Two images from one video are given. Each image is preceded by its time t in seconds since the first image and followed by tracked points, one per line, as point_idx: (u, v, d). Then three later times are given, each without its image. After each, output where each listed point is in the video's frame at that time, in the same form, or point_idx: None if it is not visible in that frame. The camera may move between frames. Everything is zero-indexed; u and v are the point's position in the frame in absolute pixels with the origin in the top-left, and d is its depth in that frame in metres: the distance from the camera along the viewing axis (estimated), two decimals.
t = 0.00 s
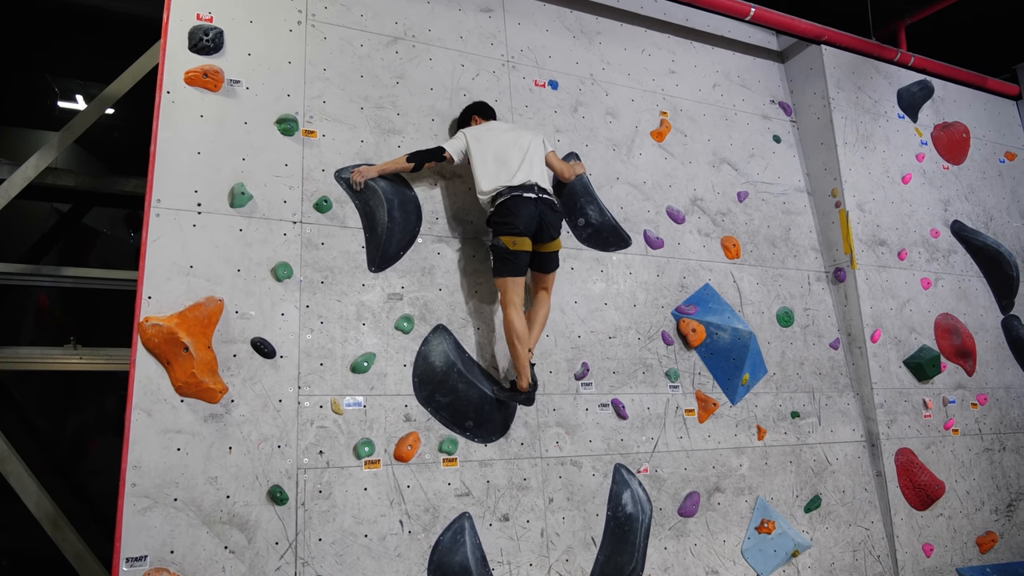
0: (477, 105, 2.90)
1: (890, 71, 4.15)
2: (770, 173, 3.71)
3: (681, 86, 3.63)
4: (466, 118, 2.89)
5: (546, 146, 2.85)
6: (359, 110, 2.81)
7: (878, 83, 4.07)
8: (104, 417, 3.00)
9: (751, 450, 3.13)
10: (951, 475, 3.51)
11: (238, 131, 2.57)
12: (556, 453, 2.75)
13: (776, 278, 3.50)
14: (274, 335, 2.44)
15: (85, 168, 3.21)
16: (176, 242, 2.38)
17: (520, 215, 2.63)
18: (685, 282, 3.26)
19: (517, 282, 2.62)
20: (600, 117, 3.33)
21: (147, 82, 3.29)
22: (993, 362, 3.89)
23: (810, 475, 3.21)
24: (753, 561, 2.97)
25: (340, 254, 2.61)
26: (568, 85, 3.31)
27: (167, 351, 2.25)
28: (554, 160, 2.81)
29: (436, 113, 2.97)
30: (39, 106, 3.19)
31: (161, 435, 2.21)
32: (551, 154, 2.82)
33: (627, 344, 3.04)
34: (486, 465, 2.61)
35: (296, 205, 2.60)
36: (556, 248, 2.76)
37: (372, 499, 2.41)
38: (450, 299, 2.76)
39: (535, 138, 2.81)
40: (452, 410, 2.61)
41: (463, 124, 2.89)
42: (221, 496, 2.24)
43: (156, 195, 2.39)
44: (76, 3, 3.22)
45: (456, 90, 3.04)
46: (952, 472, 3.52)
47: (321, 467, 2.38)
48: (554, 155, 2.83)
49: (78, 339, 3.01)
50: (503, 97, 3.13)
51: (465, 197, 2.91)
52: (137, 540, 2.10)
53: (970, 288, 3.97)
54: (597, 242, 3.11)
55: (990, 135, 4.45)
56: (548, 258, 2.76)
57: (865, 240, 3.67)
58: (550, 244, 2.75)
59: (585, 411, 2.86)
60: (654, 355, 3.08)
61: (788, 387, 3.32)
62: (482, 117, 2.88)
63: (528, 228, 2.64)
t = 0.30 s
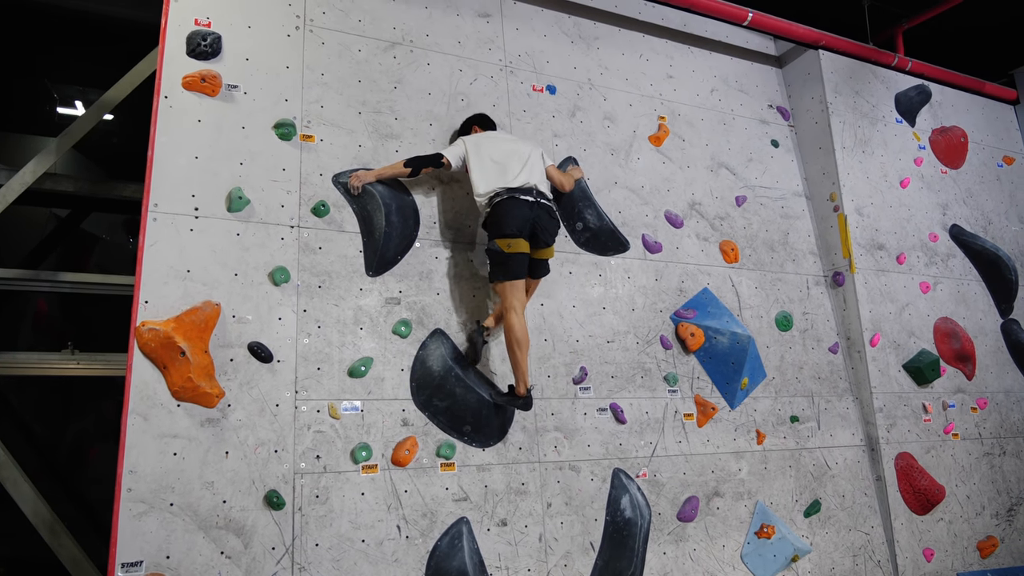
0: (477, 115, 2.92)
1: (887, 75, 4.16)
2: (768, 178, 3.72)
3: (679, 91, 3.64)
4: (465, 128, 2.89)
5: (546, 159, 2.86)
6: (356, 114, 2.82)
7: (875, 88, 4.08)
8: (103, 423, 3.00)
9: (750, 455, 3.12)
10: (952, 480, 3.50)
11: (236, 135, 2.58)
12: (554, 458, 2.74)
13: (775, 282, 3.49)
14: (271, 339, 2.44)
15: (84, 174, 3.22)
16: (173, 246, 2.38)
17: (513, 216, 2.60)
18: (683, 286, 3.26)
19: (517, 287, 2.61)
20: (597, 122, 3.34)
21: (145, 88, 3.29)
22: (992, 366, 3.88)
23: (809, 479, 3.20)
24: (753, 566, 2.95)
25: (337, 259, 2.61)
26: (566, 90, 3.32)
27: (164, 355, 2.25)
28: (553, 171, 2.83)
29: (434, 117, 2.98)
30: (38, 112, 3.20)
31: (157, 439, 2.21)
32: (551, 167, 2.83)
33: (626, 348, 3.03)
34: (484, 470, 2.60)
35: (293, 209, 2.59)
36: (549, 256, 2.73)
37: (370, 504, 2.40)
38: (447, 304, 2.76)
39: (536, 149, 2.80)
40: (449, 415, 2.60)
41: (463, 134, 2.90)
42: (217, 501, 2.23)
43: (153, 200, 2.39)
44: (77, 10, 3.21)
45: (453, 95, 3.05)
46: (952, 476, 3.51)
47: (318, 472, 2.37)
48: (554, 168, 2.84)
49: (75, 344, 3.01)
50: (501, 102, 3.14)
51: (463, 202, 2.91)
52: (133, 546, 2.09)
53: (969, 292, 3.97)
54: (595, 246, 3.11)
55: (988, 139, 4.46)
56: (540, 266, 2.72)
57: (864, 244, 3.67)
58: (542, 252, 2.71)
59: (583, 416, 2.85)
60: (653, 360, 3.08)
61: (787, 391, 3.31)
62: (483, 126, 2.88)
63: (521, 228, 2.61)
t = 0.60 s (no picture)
0: (476, 116, 2.92)
1: (886, 74, 4.15)
2: (767, 177, 3.71)
3: (677, 90, 3.63)
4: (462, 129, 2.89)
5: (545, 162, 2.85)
6: (353, 113, 2.81)
7: (874, 87, 4.07)
8: (100, 423, 3.00)
9: (748, 454, 3.11)
10: (950, 480, 3.49)
11: (232, 134, 2.57)
12: (552, 457, 2.73)
13: (773, 281, 3.49)
14: (267, 338, 2.43)
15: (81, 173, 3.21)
16: (168, 245, 2.37)
17: (506, 213, 2.60)
18: (681, 286, 3.25)
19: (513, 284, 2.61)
20: (595, 121, 3.33)
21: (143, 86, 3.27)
22: (991, 366, 3.87)
23: (808, 479, 3.19)
24: (750, 566, 2.94)
25: (333, 258, 2.60)
26: (564, 89, 3.31)
27: (159, 354, 2.23)
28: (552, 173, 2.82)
29: (431, 116, 2.97)
30: (35, 111, 3.19)
31: (152, 439, 2.19)
32: (550, 170, 2.82)
33: (623, 347, 3.02)
34: (481, 469, 2.59)
35: (290, 208, 2.58)
36: (542, 254, 2.74)
37: (366, 504, 2.39)
38: (444, 303, 2.75)
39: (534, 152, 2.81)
40: (446, 414, 2.59)
41: (460, 135, 2.90)
42: (212, 501, 2.22)
43: (149, 199, 2.38)
44: (83, 10, 3.20)
45: (451, 94, 3.04)
46: (951, 476, 3.51)
47: (314, 472, 2.36)
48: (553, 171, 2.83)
49: (72, 343, 3.00)
50: (498, 101, 3.13)
51: (460, 201, 2.91)
52: (127, 546, 2.08)
53: (967, 291, 3.96)
54: (593, 246, 3.10)
55: (986, 138, 4.45)
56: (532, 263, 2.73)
57: (862, 244, 3.66)
58: (534, 249, 2.72)
59: (580, 416, 2.84)
60: (651, 359, 3.07)
61: (785, 391, 3.30)
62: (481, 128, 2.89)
63: (512, 225, 2.60)
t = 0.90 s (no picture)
0: (471, 107, 2.89)
1: (885, 74, 4.15)
2: (765, 177, 3.70)
3: (676, 89, 3.62)
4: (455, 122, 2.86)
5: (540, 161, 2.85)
6: (350, 112, 2.80)
7: (872, 87, 4.07)
8: (97, 423, 2.98)
9: (746, 455, 3.10)
10: (949, 480, 3.48)
11: (228, 133, 2.56)
12: (549, 458, 2.72)
13: (772, 281, 3.48)
14: (263, 338, 2.42)
15: (78, 172, 3.20)
16: (164, 245, 2.36)
17: (507, 205, 2.59)
18: (680, 286, 3.24)
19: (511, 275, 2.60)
20: (594, 120, 3.32)
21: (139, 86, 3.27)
22: (990, 366, 3.87)
23: (806, 479, 3.19)
24: (749, 566, 2.94)
25: (330, 257, 2.59)
26: (562, 88, 3.30)
27: (155, 354, 2.22)
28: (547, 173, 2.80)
29: (429, 116, 2.96)
30: (33, 110, 3.18)
31: (147, 439, 2.19)
32: (543, 170, 2.80)
33: (621, 347, 3.02)
34: (479, 470, 2.59)
35: (286, 208, 2.58)
36: (537, 247, 2.70)
37: (363, 505, 2.39)
38: (442, 302, 2.74)
39: (529, 150, 2.80)
40: (443, 414, 2.59)
41: (456, 127, 2.87)
42: (208, 501, 2.21)
43: (145, 198, 2.37)
44: (86, 10, 3.22)
45: (448, 94, 3.03)
46: (950, 476, 3.50)
47: (311, 472, 2.36)
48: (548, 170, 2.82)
49: (69, 343, 2.99)
50: (496, 100, 3.12)
51: (458, 200, 2.90)
52: (123, 546, 2.07)
53: (966, 291, 3.96)
54: (591, 245, 3.09)
55: (985, 138, 4.45)
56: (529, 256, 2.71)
57: (861, 244, 3.66)
58: (531, 242, 2.68)
59: (578, 416, 2.83)
60: (649, 359, 3.06)
61: (784, 391, 3.29)
62: (477, 121, 2.86)
63: (514, 216, 2.59)
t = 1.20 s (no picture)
0: (467, 93, 2.87)
1: (882, 75, 4.16)
2: (763, 177, 3.70)
3: (673, 89, 3.62)
4: (450, 100, 2.85)
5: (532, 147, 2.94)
6: (348, 112, 2.79)
7: (870, 87, 4.07)
8: (94, 423, 2.98)
9: (744, 455, 3.10)
10: (946, 480, 3.49)
11: (226, 132, 2.55)
12: (547, 458, 2.72)
13: (769, 282, 3.48)
14: (260, 338, 2.41)
15: (74, 171, 3.18)
16: (161, 244, 2.35)
17: (502, 199, 2.61)
18: (677, 286, 3.24)
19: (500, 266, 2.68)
20: (592, 120, 3.32)
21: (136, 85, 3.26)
22: (987, 366, 3.87)
23: (804, 480, 3.19)
24: (746, 567, 2.94)
25: (328, 257, 2.59)
26: (560, 88, 3.30)
27: (151, 354, 2.21)
28: (541, 156, 2.88)
29: (427, 116, 2.96)
30: (29, 109, 3.17)
31: (144, 439, 2.18)
32: (536, 153, 2.87)
33: (619, 348, 3.01)
34: (476, 470, 2.58)
35: (284, 207, 2.57)
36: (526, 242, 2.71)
37: (360, 505, 2.38)
38: (440, 302, 2.74)
39: (519, 139, 2.85)
40: (441, 415, 2.58)
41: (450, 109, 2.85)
42: (205, 502, 2.20)
43: (142, 197, 2.36)
44: (88, 10, 3.21)
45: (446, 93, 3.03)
46: (947, 476, 3.51)
47: (308, 473, 2.35)
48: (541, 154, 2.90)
49: (65, 344, 2.97)
50: (494, 100, 3.12)
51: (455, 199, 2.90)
52: (119, 547, 2.07)
53: (963, 292, 3.96)
54: (589, 245, 3.09)
55: (982, 139, 4.46)
56: (516, 251, 2.69)
57: (859, 244, 3.66)
58: (523, 236, 2.70)
59: (576, 416, 2.83)
60: (647, 359, 3.06)
61: (781, 391, 3.30)
62: (474, 110, 2.87)
63: (504, 213, 2.61)
